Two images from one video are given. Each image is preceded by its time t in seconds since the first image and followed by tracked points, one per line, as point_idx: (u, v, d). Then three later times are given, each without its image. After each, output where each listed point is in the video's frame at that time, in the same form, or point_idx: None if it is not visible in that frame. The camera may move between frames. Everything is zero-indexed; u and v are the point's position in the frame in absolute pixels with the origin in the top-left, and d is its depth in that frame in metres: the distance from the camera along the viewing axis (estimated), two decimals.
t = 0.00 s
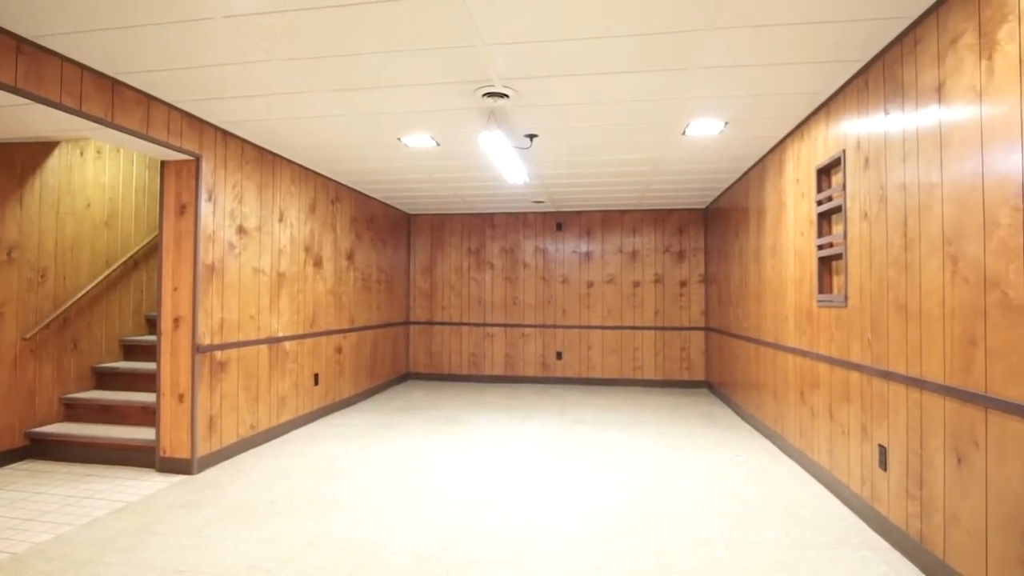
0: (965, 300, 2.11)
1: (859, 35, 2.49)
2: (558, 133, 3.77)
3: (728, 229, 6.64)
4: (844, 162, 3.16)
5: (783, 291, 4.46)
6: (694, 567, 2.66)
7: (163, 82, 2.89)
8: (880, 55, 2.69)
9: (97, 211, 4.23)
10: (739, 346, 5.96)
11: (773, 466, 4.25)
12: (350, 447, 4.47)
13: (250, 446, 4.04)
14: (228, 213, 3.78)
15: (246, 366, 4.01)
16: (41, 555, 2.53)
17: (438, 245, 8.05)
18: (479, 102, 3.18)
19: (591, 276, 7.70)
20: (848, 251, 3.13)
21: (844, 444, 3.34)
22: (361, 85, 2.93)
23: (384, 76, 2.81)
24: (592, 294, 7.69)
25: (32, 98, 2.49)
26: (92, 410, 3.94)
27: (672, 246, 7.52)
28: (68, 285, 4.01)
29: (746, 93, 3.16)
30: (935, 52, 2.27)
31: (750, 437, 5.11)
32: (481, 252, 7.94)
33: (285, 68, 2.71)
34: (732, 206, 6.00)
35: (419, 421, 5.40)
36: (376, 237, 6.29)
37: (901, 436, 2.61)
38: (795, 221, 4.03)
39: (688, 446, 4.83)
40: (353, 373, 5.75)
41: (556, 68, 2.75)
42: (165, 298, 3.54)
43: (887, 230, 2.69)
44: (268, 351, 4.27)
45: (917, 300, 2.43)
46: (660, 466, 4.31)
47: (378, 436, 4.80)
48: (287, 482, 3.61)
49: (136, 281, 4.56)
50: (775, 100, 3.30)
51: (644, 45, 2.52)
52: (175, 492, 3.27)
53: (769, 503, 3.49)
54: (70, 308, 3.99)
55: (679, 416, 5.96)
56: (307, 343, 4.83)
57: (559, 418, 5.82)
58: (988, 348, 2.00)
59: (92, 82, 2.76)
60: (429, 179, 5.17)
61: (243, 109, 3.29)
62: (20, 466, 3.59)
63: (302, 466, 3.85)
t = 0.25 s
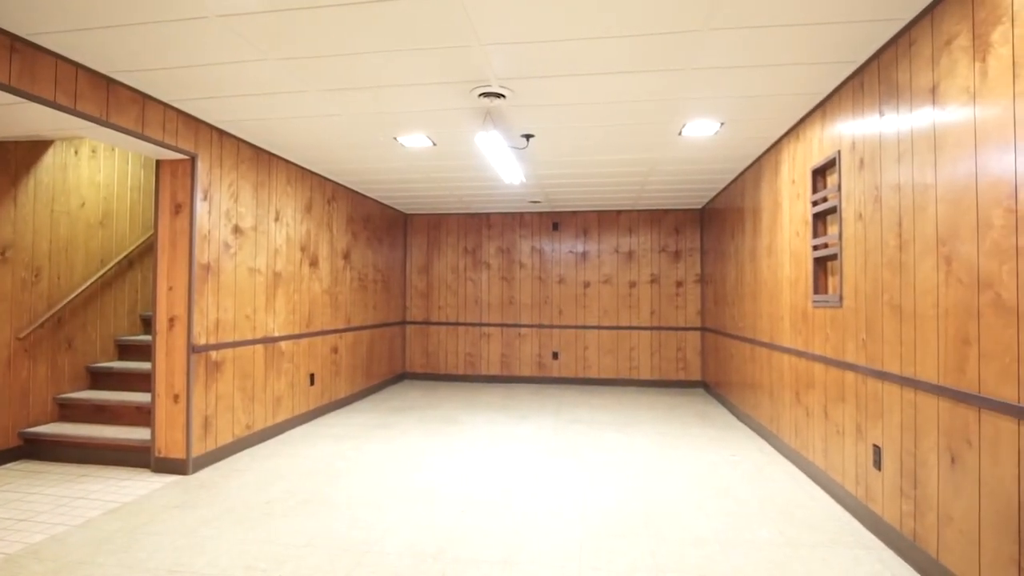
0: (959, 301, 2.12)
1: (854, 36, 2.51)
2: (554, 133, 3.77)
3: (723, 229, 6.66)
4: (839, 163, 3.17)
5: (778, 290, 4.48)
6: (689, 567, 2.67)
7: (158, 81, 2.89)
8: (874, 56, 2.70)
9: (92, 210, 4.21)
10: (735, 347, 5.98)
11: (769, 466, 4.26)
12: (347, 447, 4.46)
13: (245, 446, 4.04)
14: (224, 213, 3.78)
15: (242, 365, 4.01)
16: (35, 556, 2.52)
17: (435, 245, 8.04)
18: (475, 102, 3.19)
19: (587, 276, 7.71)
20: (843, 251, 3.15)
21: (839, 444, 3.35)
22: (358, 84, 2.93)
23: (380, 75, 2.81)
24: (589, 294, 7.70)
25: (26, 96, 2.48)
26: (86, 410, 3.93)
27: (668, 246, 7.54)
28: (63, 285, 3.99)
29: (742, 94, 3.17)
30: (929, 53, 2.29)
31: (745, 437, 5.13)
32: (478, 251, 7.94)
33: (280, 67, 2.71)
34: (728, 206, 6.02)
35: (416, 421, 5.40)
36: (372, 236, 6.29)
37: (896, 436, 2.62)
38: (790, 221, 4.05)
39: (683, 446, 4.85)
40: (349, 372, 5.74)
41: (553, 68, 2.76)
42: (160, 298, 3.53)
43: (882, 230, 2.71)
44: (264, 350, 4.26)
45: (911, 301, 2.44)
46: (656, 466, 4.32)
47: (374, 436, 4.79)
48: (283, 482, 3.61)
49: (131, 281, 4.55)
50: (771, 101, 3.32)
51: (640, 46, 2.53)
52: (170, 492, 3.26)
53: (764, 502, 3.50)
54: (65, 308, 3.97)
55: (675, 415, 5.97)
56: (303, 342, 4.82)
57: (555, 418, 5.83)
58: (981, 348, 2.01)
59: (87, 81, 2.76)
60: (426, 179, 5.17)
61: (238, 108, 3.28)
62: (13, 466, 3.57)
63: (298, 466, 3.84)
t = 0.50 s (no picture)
0: (954, 301, 2.14)
1: (849, 37, 2.52)
2: (552, 133, 3.77)
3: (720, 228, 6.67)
4: (834, 164, 3.18)
5: (774, 290, 4.49)
6: (685, 567, 2.67)
7: (154, 80, 2.88)
8: (870, 57, 2.71)
9: (88, 210, 4.19)
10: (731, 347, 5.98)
11: (766, 466, 4.27)
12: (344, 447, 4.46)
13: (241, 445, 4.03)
14: (222, 212, 3.78)
15: (239, 365, 4.00)
16: (30, 557, 2.51)
17: (432, 245, 8.04)
18: (472, 102, 3.19)
19: (584, 277, 7.71)
20: (839, 251, 3.15)
21: (835, 444, 3.37)
22: (355, 84, 2.93)
23: (377, 75, 2.81)
24: (586, 294, 7.71)
25: (22, 95, 2.47)
26: (82, 410, 3.91)
27: (665, 246, 7.55)
28: (58, 285, 3.98)
29: (738, 94, 3.18)
30: (925, 55, 2.30)
31: (742, 437, 5.14)
32: (475, 252, 7.93)
33: (277, 67, 2.70)
34: (725, 207, 6.03)
35: (413, 421, 5.40)
36: (369, 236, 6.29)
37: (891, 436, 2.63)
38: (786, 220, 4.06)
39: (680, 446, 4.86)
40: (346, 372, 5.74)
41: (550, 69, 2.76)
42: (157, 298, 3.52)
43: (877, 231, 2.72)
44: (261, 350, 4.26)
45: (907, 301, 2.46)
46: (653, 466, 4.33)
47: (372, 436, 4.79)
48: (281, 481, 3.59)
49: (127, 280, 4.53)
50: (767, 102, 3.33)
51: (636, 47, 2.54)
52: (166, 493, 3.26)
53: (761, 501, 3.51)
54: (60, 308, 3.95)
55: (672, 415, 5.98)
56: (300, 342, 4.81)
57: (552, 418, 5.83)
58: (976, 348, 2.02)
59: (83, 80, 2.75)
60: (423, 179, 5.17)
61: (236, 108, 3.28)
62: (8, 467, 3.56)
63: (295, 467, 3.84)
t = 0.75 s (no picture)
0: (951, 300, 2.15)
1: (846, 38, 2.53)
2: (550, 133, 3.78)
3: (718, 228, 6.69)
4: (832, 164, 3.19)
5: (772, 289, 4.51)
6: (683, 566, 2.67)
7: (152, 80, 2.88)
8: (868, 58, 2.72)
9: (85, 209, 4.18)
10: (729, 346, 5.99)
11: (764, 465, 4.28)
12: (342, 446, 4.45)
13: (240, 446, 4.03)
14: (221, 211, 3.79)
15: (239, 364, 4.01)
16: (27, 558, 2.51)
17: (430, 245, 8.04)
18: (471, 102, 3.19)
19: (582, 276, 7.72)
20: (837, 251, 3.16)
21: (832, 443, 3.37)
22: (353, 84, 2.93)
23: (375, 75, 2.81)
24: (584, 294, 7.71)
25: (18, 94, 2.46)
26: (79, 411, 3.90)
27: (663, 246, 7.56)
28: (54, 285, 3.97)
29: (736, 94, 3.19)
30: (922, 55, 2.30)
31: (740, 436, 5.15)
32: (473, 251, 7.93)
33: (275, 66, 2.70)
34: (723, 207, 6.04)
35: (411, 421, 5.40)
36: (368, 235, 6.29)
37: (889, 435, 2.64)
38: (784, 220, 4.08)
39: (678, 446, 4.86)
40: (344, 372, 5.74)
41: (548, 68, 2.76)
42: (155, 297, 3.51)
43: (875, 230, 2.73)
44: (261, 349, 4.27)
45: (903, 300, 2.47)
46: (651, 465, 4.33)
47: (370, 436, 4.79)
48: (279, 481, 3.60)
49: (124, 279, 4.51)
50: (765, 102, 3.33)
51: (634, 47, 2.54)
52: (164, 493, 3.25)
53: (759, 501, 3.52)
54: (57, 308, 3.95)
55: (670, 415, 5.99)
56: (298, 341, 4.81)
57: (551, 418, 5.83)
58: (973, 348, 2.03)
59: (81, 79, 2.75)
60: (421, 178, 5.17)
61: (234, 108, 3.28)
62: (5, 468, 3.55)
63: (293, 467, 3.83)
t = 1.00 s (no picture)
0: (948, 302, 2.15)
1: (844, 39, 2.53)
2: (549, 133, 3.78)
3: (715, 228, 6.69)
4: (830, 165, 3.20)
5: (770, 290, 4.51)
6: (682, 566, 2.67)
7: (150, 79, 2.87)
8: (865, 59, 2.72)
9: (81, 210, 4.14)
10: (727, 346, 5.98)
11: (762, 466, 4.28)
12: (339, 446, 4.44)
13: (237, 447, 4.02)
14: (218, 211, 3.78)
15: (235, 364, 4.00)
16: (25, 558, 2.50)
17: (429, 244, 8.03)
18: (469, 102, 3.19)
19: (581, 276, 7.72)
20: (834, 252, 3.17)
21: (830, 443, 3.37)
22: (352, 84, 2.93)
23: (374, 75, 2.81)
24: (582, 294, 7.72)
25: (16, 94, 2.44)
26: (77, 412, 3.89)
27: (662, 246, 7.57)
28: (50, 286, 3.95)
29: (735, 95, 3.19)
30: (919, 57, 2.31)
31: (738, 436, 5.15)
32: (472, 251, 7.93)
33: (274, 66, 2.70)
34: (721, 207, 6.05)
35: (410, 421, 5.40)
36: (366, 236, 6.29)
37: (886, 435, 2.64)
38: (781, 221, 4.07)
39: (677, 446, 4.87)
40: (343, 371, 5.74)
41: (547, 69, 2.77)
42: (152, 297, 3.50)
43: (872, 231, 2.73)
44: (258, 350, 4.26)
45: (902, 302, 2.47)
46: (650, 466, 4.33)
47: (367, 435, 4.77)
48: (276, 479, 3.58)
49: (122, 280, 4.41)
50: (763, 102, 3.34)
51: (633, 47, 2.55)
52: (162, 494, 3.25)
53: (756, 500, 3.53)
54: (52, 309, 3.95)
55: (668, 415, 5.99)
56: (296, 342, 4.81)
57: (549, 418, 5.84)
58: (970, 349, 2.03)
59: (79, 78, 2.74)
60: (420, 178, 5.17)
61: (232, 107, 3.27)
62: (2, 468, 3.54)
63: (292, 467, 3.83)
